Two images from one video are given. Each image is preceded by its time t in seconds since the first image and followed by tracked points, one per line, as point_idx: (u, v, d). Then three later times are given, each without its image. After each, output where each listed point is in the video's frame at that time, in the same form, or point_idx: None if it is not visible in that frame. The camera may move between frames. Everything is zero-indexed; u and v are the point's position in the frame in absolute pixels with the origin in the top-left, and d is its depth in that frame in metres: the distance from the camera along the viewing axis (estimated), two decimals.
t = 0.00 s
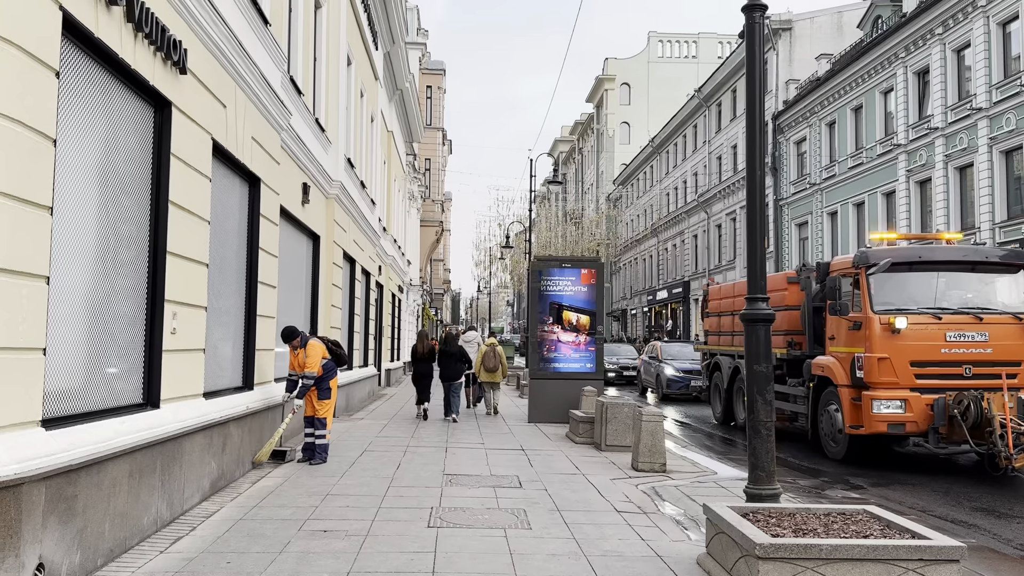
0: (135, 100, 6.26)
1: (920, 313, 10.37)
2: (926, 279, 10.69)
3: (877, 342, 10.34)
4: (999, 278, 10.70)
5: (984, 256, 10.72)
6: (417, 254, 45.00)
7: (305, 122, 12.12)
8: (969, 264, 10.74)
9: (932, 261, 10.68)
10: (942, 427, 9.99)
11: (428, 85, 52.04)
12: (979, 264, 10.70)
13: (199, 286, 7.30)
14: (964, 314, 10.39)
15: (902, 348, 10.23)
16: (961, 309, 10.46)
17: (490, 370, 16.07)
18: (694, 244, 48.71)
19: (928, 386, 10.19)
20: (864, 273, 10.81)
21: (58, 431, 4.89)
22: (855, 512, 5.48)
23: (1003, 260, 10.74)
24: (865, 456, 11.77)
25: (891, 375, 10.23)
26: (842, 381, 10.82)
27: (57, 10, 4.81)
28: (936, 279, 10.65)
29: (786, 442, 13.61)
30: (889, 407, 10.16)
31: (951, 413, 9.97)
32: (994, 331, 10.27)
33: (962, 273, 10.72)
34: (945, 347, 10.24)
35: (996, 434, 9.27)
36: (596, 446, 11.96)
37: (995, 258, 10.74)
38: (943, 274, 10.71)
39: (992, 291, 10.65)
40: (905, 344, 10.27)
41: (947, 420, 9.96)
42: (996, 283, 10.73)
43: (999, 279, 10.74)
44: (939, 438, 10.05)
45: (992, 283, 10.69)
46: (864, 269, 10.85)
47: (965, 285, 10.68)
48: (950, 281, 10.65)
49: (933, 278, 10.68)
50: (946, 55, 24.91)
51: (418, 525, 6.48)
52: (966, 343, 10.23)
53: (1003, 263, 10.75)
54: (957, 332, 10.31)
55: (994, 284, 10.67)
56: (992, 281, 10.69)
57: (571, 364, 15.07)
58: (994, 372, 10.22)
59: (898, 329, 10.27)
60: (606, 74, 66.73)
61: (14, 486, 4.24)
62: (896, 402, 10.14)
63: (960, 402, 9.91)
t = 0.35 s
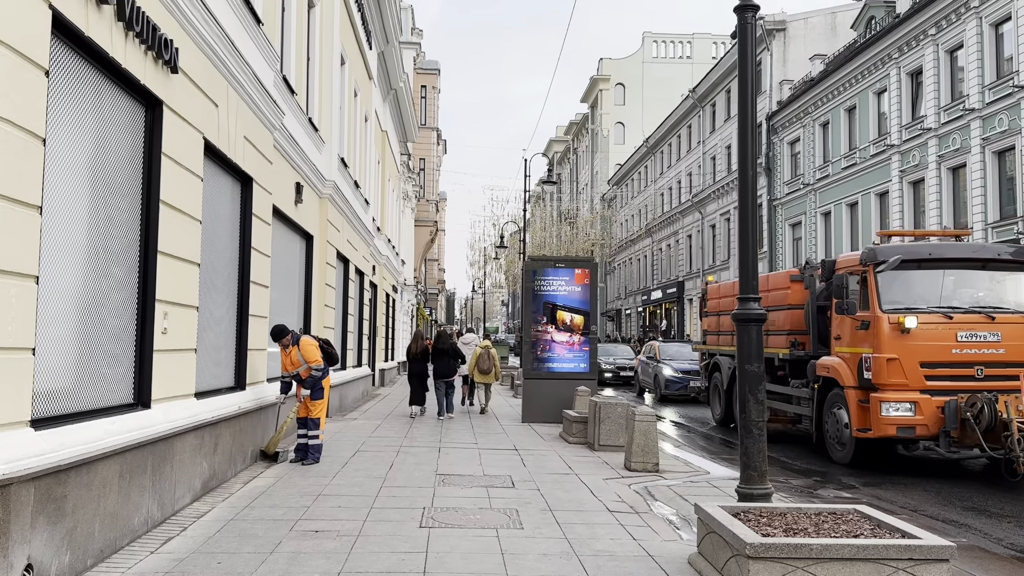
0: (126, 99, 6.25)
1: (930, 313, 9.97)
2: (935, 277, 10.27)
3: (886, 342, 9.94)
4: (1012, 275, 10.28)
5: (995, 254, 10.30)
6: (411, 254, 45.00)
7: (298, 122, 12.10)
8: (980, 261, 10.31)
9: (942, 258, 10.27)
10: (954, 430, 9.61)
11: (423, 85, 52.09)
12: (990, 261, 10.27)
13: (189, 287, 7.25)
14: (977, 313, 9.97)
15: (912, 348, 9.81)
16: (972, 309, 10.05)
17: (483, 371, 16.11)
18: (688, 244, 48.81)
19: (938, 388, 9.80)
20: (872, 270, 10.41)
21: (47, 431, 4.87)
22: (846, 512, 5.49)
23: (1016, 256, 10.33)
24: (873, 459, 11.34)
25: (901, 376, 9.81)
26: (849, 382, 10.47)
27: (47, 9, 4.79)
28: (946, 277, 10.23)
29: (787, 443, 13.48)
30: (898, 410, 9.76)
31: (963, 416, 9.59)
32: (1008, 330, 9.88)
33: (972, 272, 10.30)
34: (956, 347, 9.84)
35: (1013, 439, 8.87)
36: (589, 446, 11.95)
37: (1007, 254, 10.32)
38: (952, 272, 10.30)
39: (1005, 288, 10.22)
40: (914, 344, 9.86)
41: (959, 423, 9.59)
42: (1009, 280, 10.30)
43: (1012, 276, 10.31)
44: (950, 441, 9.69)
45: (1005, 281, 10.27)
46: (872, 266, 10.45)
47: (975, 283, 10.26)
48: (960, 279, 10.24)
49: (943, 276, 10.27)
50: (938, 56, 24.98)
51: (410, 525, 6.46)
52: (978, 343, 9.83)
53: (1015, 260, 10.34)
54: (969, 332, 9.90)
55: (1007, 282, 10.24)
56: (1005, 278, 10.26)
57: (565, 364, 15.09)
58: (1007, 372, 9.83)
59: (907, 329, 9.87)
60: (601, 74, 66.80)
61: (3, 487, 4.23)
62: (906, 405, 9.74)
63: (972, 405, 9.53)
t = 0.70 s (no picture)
0: (108, 98, 6.20)
1: (933, 312, 9.70)
2: (938, 275, 10.04)
3: (888, 342, 9.67)
4: (1015, 274, 10.09)
5: (1000, 251, 10.10)
6: (400, 253, 44.89)
7: (284, 121, 12.04)
8: (983, 259, 10.10)
9: (944, 255, 10.05)
10: (958, 434, 9.33)
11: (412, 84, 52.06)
12: (993, 259, 10.08)
13: (172, 286, 7.20)
14: (981, 313, 9.74)
15: (914, 348, 9.54)
16: (977, 308, 9.84)
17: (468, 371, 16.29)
18: (676, 244, 48.91)
19: (942, 390, 9.52)
20: (874, 268, 10.14)
21: (25, 431, 4.82)
22: (828, 511, 5.51)
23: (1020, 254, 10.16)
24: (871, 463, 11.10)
25: (903, 378, 9.52)
26: (848, 384, 10.19)
27: (26, 6, 4.75)
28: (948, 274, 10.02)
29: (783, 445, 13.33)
30: (901, 413, 9.48)
31: (968, 419, 9.31)
32: (1013, 331, 9.66)
33: (977, 270, 10.08)
34: (960, 348, 9.59)
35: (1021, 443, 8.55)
36: (575, 446, 11.97)
37: (1010, 252, 10.13)
38: (955, 270, 10.08)
39: (1010, 287, 10.02)
40: (917, 345, 9.58)
41: (963, 427, 9.31)
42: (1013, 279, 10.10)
43: (1015, 275, 10.12)
44: (954, 445, 9.40)
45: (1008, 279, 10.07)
46: (873, 264, 10.18)
47: (979, 281, 10.05)
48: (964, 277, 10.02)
49: (945, 273, 10.05)
50: (924, 58, 25.14)
51: (393, 526, 6.44)
52: (983, 344, 9.59)
53: (1018, 258, 10.17)
54: (973, 333, 9.66)
55: (1011, 280, 10.04)
56: (1008, 277, 10.07)
57: (551, 363, 15.11)
58: (1013, 374, 9.60)
59: (910, 328, 9.59)
60: (590, 75, 66.93)
61: None
62: (908, 408, 9.45)
63: (977, 409, 9.24)
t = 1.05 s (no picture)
0: (83, 97, 6.14)
1: (928, 313, 9.43)
2: (931, 274, 9.77)
3: (881, 344, 9.43)
4: (1010, 274, 9.83)
5: (994, 251, 9.84)
6: (381, 253, 44.77)
7: (262, 120, 11.99)
8: (978, 258, 9.84)
9: (937, 254, 9.79)
10: (953, 438, 9.12)
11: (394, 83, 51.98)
12: (988, 258, 9.82)
13: (148, 287, 7.15)
14: (977, 313, 9.47)
15: (908, 350, 9.29)
16: (971, 309, 9.55)
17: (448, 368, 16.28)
18: (658, 244, 49.10)
19: (936, 393, 9.28)
20: (866, 267, 9.89)
21: None
22: (801, 511, 5.56)
23: (1016, 254, 9.89)
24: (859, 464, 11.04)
25: (897, 380, 9.28)
26: (839, 387, 10.00)
27: None
28: (941, 274, 9.76)
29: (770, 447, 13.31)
30: (894, 416, 9.23)
31: (963, 423, 9.08)
32: (1009, 332, 9.41)
33: (971, 269, 9.81)
34: (955, 349, 9.33)
35: (1022, 449, 8.29)
36: (555, 446, 11.98)
37: (1006, 252, 9.87)
38: (949, 270, 9.80)
39: (1005, 287, 9.75)
40: (912, 346, 9.33)
41: (958, 430, 9.09)
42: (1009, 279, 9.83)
43: (1011, 275, 9.85)
44: (949, 449, 9.19)
45: (1004, 279, 9.81)
46: (866, 263, 9.92)
47: (974, 281, 9.77)
48: (958, 277, 9.76)
49: (939, 273, 9.78)
50: (901, 61, 25.43)
51: (370, 528, 6.42)
52: (978, 345, 9.33)
53: (1014, 258, 9.90)
54: (967, 333, 9.41)
55: (1006, 280, 9.78)
56: (1003, 276, 9.80)
57: (533, 364, 15.12)
58: (1008, 376, 9.37)
59: (904, 329, 9.34)
60: (573, 75, 67.12)
61: None
62: (902, 411, 9.21)
63: (973, 412, 8.99)
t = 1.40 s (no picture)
0: (41, 94, 6.00)
1: (910, 314, 9.41)
2: (911, 274, 9.80)
3: (861, 345, 9.39)
4: (989, 274, 9.88)
5: (973, 251, 9.88)
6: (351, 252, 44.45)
7: (228, 118, 11.86)
8: (958, 258, 9.88)
9: (917, 254, 9.82)
10: (934, 441, 9.06)
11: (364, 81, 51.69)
12: (968, 258, 9.86)
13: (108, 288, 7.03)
14: (958, 314, 9.44)
15: (889, 351, 9.26)
16: (951, 309, 9.55)
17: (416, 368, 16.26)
18: (628, 245, 49.35)
19: (917, 395, 9.24)
20: (846, 266, 9.95)
21: None
22: (763, 512, 5.63)
23: (996, 254, 9.96)
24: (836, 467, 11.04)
25: (877, 383, 9.24)
26: (818, 390, 9.96)
27: None
28: (921, 274, 9.78)
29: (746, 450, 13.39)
30: (874, 419, 9.20)
31: (944, 426, 9.04)
32: (990, 334, 9.40)
33: (952, 269, 9.84)
34: (936, 351, 9.29)
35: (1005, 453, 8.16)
36: (523, 446, 12.01)
37: (985, 253, 9.93)
38: (929, 269, 9.83)
39: (984, 287, 9.79)
40: (892, 347, 9.29)
41: (940, 434, 9.04)
42: (987, 280, 9.88)
43: (990, 276, 9.90)
44: (930, 453, 9.13)
45: (983, 279, 9.85)
46: (846, 262, 9.98)
47: (954, 282, 9.79)
48: (938, 277, 9.78)
49: (918, 273, 9.80)
50: (866, 66, 25.84)
51: (335, 531, 6.38)
52: (959, 347, 9.31)
53: (993, 259, 9.97)
54: (949, 334, 9.36)
55: (985, 281, 9.82)
56: (982, 277, 9.85)
57: (501, 364, 15.15)
58: (989, 379, 9.35)
59: (884, 330, 9.30)
60: (544, 75, 67.26)
61: None
62: (882, 414, 9.18)
63: (955, 415, 8.98)
